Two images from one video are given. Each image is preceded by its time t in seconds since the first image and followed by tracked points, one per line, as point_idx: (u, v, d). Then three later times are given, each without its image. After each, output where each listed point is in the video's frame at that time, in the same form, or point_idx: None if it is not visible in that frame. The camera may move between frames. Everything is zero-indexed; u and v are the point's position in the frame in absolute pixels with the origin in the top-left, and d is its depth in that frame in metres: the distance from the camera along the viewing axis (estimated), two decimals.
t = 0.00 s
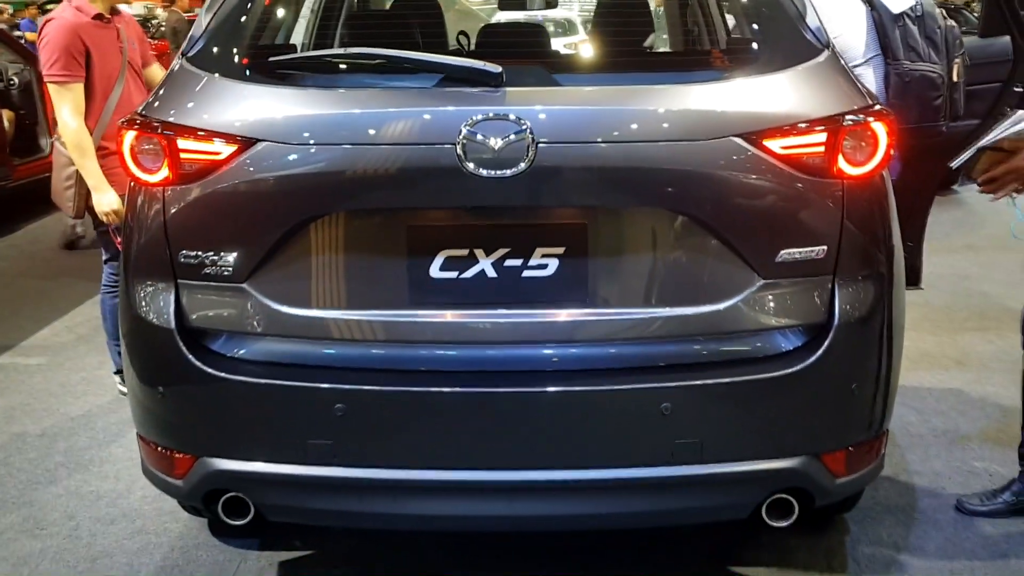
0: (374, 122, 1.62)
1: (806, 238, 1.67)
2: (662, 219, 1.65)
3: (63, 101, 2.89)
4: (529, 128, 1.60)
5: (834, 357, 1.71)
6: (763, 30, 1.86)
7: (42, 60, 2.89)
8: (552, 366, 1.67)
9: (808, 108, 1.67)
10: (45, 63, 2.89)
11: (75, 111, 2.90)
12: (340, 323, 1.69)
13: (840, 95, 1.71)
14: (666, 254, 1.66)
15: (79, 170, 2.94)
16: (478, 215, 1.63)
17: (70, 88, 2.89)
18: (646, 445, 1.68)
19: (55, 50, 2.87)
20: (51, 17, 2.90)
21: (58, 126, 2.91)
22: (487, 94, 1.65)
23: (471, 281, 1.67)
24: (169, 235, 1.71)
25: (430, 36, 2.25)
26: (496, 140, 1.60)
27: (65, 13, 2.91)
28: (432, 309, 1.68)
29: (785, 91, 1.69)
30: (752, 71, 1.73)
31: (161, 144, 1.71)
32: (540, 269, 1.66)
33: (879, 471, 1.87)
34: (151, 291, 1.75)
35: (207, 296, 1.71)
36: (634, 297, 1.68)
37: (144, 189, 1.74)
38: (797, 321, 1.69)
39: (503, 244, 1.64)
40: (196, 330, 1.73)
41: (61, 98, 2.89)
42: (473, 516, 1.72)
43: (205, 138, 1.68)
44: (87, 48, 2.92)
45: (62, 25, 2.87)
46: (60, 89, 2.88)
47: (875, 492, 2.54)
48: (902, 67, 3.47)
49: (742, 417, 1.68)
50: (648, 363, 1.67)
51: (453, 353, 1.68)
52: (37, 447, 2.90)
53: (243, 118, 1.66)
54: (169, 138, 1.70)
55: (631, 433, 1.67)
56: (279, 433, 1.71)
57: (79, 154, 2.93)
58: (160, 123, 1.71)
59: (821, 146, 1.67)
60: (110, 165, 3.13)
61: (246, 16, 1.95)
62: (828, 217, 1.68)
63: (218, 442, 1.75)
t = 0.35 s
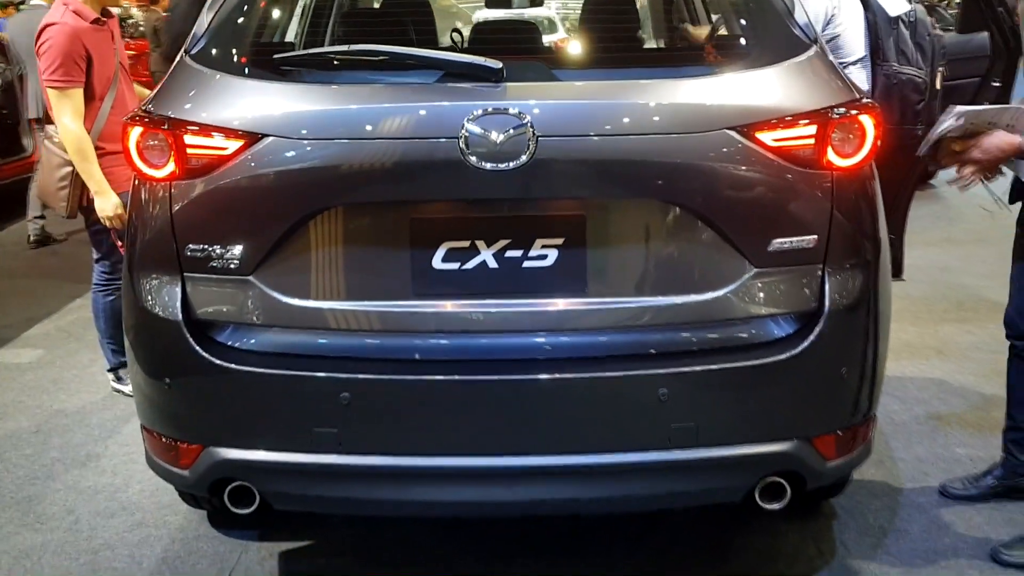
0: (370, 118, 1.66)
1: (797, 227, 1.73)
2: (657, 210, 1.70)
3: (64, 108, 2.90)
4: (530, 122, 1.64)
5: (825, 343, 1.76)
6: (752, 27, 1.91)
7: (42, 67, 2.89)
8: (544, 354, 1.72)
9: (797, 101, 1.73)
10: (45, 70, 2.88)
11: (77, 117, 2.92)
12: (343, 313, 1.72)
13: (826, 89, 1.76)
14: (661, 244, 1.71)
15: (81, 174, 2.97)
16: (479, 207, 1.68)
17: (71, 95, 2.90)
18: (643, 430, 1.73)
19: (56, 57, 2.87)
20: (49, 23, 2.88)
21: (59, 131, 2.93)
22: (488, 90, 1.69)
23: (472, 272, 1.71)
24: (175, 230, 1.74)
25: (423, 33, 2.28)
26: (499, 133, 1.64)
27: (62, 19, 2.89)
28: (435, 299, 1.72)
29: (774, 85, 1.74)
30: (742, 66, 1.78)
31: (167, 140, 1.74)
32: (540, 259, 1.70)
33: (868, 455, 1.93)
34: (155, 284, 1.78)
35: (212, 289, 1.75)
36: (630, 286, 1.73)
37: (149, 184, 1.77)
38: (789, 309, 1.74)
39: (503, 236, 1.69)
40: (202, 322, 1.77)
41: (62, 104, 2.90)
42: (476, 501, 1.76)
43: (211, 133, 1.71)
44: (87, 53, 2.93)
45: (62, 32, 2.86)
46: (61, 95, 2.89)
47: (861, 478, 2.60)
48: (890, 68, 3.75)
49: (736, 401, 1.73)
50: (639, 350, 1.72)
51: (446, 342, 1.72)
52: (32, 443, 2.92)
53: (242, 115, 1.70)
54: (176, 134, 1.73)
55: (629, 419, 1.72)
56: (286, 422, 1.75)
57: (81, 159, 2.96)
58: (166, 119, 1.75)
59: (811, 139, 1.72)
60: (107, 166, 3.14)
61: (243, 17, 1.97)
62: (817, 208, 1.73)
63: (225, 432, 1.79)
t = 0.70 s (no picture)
0: (362, 115, 1.69)
1: (784, 222, 1.77)
2: (648, 205, 1.73)
3: (74, 107, 2.90)
4: (523, 119, 1.68)
5: (811, 334, 1.80)
6: (738, 25, 1.96)
7: (52, 66, 2.86)
8: (533, 346, 1.75)
9: (783, 98, 1.77)
10: (56, 70, 2.86)
11: (85, 117, 2.93)
12: (340, 307, 1.75)
13: (810, 87, 1.81)
14: (651, 239, 1.75)
15: (85, 174, 2.97)
16: (473, 203, 1.71)
17: (81, 94, 2.90)
18: (635, 420, 1.76)
19: (70, 57, 2.86)
20: (59, 23, 2.86)
21: (67, 131, 2.92)
22: (482, 88, 1.72)
23: (467, 266, 1.74)
24: (174, 226, 1.76)
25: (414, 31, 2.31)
26: (494, 130, 1.68)
27: (71, 20, 2.88)
28: (431, 293, 1.75)
29: (760, 83, 1.79)
30: (729, 65, 1.82)
31: (166, 137, 1.76)
32: (534, 254, 1.74)
33: (854, 444, 1.97)
34: (153, 279, 1.80)
35: (210, 284, 1.77)
36: (622, 280, 1.77)
37: (147, 182, 1.79)
38: (776, 301, 1.79)
39: (498, 231, 1.72)
40: (200, 317, 1.79)
41: (72, 104, 2.89)
42: (472, 491, 1.79)
43: (209, 131, 1.73)
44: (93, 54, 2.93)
45: (75, 33, 2.86)
46: (72, 95, 2.88)
47: (845, 469, 2.65)
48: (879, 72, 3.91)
49: (724, 392, 1.77)
50: (628, 342, 1.76)
51: (440, 335, 1.75)
52: (23, 440, 2.92)
53: (237, 113, 1.73)
54: (174, 132, 1.75)
55: (622, 410, 1.76)
56: (284, 415, 1.77)
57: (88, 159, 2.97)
58: (164, 116, 1.77)
59: (797, 135, 1.77)
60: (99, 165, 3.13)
61: (235, 17, 1.98)
62: (802, 203, 1.77)
63: (223, 425, 1.81)
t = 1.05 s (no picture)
0: (355, 118, 1.71)
1: (771, 222, 1.80)
2: (638, 205, 1.76)
3: (88, 102, 2.93)
4: (515, 121, 1.70)
5: (798, 332, 1.84)
6: (725, 28, 1.99)
7: (62, 64, 2.87)
8: (523, 345, 1.77)
9: (769, 101, 1.80)
10: (65, 67, 2.88)
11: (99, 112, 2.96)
12: (334, 306, 1.77)
13: (797, 90, 1.84)
14: (641, 238, 1.78)
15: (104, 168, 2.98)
16: (466, 203, 1.73)
17: (92, 89, 2.93)
18: (626, 417, 1.79)
19: (78, 54, 2.88)
20: (63, 21, 2.88)
21: (83, 127, 2.93)
22: (475, 90, 1.75)
23: (460, 266, 1.77)
24: (170, 226, 1.78)
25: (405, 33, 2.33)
26: (486, 132, 1.70)
27: (75, 17, 2.90)
28: (424, 292, 1.78)
29: (747, 85, 1.82)
30: (717, 67, 1.85)
31: (162, 139, 1.78)
32: (525, 253, 1.76)
33: (840, 440, 2.01)
34: (149, 279, 1.82)
35: (205, 283, 1.79)
36: (612, 279, 1.79)
37: (143, 183, 1.81)
38: (764, 300, 1.82)
39: (490, 231, 1.75)
40: (196, 316, 1.81)
41: (85, 99, 2.92)
42: (465, 488, 1.82)
43: (205, 132, 1.75)
44: (98, 52, 2.96)
45: (81, 30, 2.88)
46: (83, 90, 2.91)
47: (832, 466, 2.69)
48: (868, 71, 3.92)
49: (712, 389, 1.80)
50: (618, 340, 1.78)
51: (432, 334, 1.78)
52: (15, 439, 2.93)
53: (232, 115, 1.75)
54: (170, 133, 1.77)
55: (613, 407, 1.78)
56: (278, 412, 1.79)
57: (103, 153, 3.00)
58: (160, 118, 1.79)
59: (783, 137, 1.80)
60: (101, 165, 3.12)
61: (228, 21, 2.00)
62: (789, 203, 1.81)
63: (218, 422, 1.83)
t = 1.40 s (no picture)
0: (352, 121, 1.74)
1: (761, 224, 1.83)
2: (631, 208, 1.80)
3: (97, 100, 2.94)
4: (511, 125, 1.73)
5: (788, 333, 1.87)
6: (717, 33, 2.02)
7: (70, 62, 2.89)
8: (518, 345, 1.80)
9: (759, 106, 1.84)
10: (73, 65, 2.90)
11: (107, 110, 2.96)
12: (332, 307, 1.80)
13: (786, 95, 1.87)
14: (634, 240, 1.81)
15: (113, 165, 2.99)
16: (462, 206, 1.77)
17: (99, 87, 2.94)
18: (618, 416, 1.82)
19: (86, 52, 2.90)
20: (70, 19, 2.90)
21: (93, 125, 2.94)
22: (471, 94, 1.78)
23: (456, 267, 1.80)
24: (170, 228, 1.81)
25: (401, 38, 2.36)
26: (482, 136, 1.73)
27: (81, 16, 2.93)
28: (420, 293, 1.81)
29: (738, 90, 1.85)
30: (709, 72, 1.89)
31: (162, 141, 1.81)
32: (520, 255, 1.80)
33: (829, 439, 2.04)
34: (149, 280, 1.85)
35: (205, 283, 1.82)
36: (606, 280, 1.83)
37: (144, 185, 1.84)
38: (754, 301, 1.85)
39: (485, 233, 1.78)
40: (196, 316, 1.84)
41: (94, 97, 2.93)
42: (460, 485, 1.85)
43: (205, 135, 1.78)
44: (104, 52, 2.98)
45: (87, 28, 2.91)
46: (92, 88, 2.93)
47: (822, 464, 2.73)
48: (863, 70, 3.99)
49: (703, 388, 1.84)
50: (611, 340, 1.82)
51: (428, 334, 1.81)
52: (13, 438, 2.95)
53: (231, 119, 1.78)
54: (170, 136, 1.80)
55: (605, 405, 1.82)
56: (276, 411, 1.82)
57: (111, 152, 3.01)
58: (161, 121, 1.82)
59: (773, 141, 1.83)
60: (103, 164, 3.13)
61: (227, 24, 2.03)
62: (779, 206, 1.84)
63: (218, 421, 1.86)
